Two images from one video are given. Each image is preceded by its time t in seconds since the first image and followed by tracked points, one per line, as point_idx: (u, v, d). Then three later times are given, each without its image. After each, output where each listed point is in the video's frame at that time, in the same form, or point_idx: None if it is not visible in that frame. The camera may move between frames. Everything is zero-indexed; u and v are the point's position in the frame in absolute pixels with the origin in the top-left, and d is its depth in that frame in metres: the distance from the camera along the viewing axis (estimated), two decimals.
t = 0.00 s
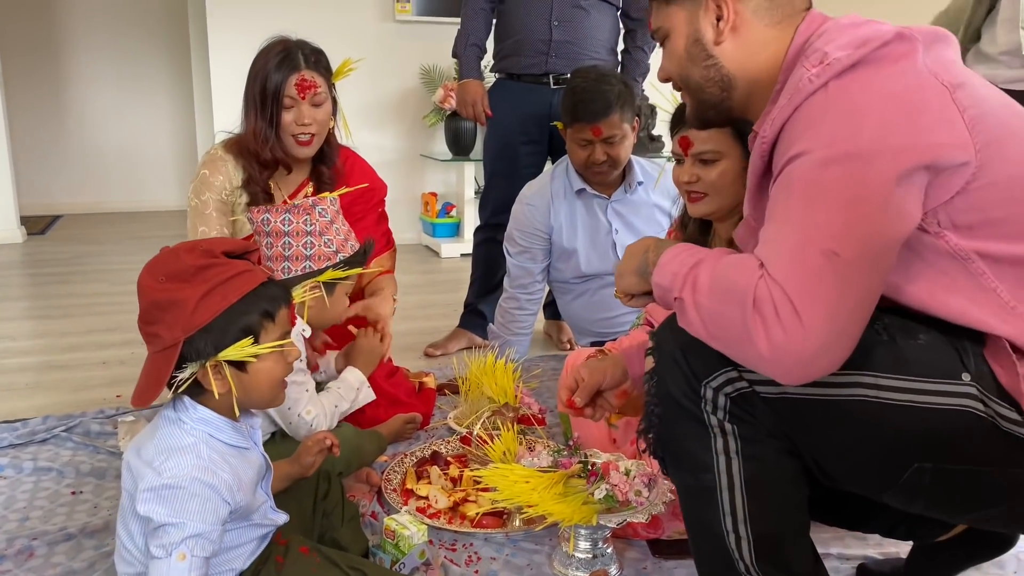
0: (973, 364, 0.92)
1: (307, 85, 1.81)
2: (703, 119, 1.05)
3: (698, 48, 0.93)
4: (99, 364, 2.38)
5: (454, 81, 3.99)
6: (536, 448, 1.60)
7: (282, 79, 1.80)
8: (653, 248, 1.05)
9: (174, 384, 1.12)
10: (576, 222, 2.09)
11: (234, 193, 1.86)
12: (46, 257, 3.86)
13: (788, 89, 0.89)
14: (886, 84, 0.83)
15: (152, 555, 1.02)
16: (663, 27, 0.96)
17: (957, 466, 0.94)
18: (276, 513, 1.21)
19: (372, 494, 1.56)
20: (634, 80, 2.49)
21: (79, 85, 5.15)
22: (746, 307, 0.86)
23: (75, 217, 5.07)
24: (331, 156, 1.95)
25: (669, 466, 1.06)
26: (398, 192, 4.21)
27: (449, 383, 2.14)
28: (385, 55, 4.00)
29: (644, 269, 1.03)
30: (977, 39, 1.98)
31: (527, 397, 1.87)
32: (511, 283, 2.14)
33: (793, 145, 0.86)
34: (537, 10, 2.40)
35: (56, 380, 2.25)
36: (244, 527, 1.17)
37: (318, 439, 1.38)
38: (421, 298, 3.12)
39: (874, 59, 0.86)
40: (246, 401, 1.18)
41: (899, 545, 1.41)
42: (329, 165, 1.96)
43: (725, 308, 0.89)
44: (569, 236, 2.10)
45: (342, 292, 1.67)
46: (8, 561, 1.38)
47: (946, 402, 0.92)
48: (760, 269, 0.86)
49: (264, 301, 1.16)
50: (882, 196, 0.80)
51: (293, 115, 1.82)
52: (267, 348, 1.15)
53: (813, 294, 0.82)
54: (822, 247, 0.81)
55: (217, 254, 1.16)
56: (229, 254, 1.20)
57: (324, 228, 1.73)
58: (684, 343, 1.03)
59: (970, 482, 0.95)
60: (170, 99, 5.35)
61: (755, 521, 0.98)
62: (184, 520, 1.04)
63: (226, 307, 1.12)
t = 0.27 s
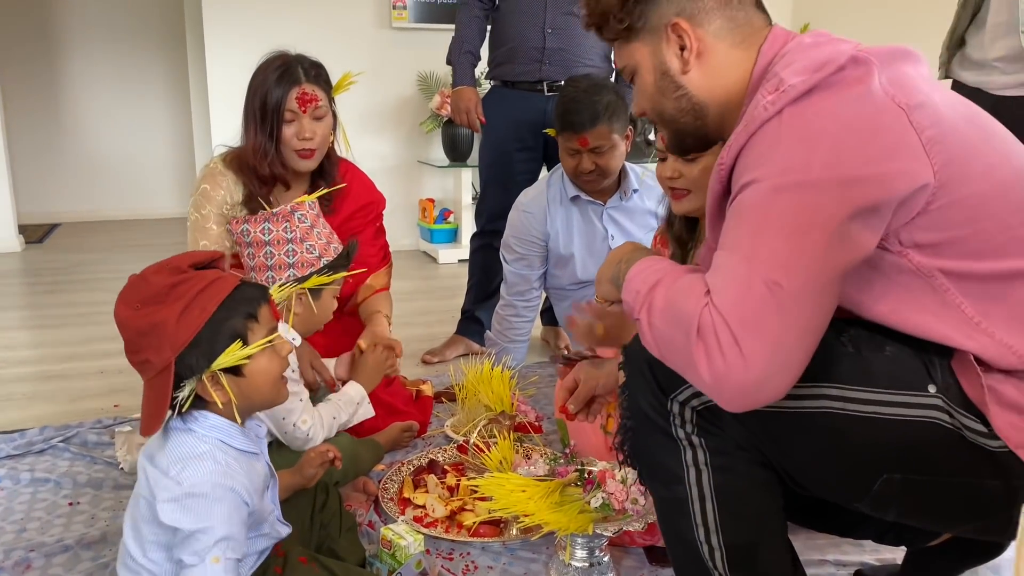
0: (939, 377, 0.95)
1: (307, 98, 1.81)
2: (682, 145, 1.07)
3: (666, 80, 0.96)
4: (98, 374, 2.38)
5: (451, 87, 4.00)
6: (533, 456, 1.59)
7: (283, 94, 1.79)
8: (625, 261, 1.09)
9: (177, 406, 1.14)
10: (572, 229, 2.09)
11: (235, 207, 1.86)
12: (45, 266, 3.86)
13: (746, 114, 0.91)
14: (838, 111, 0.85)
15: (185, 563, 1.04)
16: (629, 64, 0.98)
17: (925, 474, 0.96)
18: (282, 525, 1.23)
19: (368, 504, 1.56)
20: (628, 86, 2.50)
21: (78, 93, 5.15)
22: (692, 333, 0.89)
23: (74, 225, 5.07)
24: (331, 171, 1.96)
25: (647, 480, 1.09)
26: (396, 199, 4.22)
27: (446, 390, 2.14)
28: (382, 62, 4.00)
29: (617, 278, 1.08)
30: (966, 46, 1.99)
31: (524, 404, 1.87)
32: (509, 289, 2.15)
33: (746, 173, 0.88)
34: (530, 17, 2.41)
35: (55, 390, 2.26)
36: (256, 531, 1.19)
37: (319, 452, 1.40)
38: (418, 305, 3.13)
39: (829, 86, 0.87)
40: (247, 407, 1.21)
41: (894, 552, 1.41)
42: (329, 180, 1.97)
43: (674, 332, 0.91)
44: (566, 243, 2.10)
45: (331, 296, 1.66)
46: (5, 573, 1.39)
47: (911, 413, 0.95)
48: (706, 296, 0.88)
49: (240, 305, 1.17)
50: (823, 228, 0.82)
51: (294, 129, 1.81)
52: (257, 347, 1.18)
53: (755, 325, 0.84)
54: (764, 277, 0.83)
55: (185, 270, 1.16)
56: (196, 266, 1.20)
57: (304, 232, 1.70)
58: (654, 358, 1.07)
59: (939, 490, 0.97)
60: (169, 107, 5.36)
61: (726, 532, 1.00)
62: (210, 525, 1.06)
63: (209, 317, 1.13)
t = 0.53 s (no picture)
0: (935, 378, 0.96)
1: (315, 115, 1.83)
2: (672, 158, 1.09)
3: (652, 98, 0.97)
4: (102, 382, 2.39)
5: (450, 94, 4.01)
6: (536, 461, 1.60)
7: (291, 107, 1.82)
8: (618, 268, 1.10)
9: (183, 414, 1.15)
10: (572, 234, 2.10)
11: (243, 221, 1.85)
12: (47, 274, 3.87)
13: (738, 121, 0.92)
14: (828, 115, 0.87)
15: (234, 560, 1.11)
16: (615, 83, 1.00)
17: (924, 475, 0.97)
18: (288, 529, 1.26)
19: (372, 509, 1.57)
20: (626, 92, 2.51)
21: (79, 102, 5.17)
22: (690, 337, 0.89)
23: (76, 234, 5.08)
24: (341, 185, 1.98)
25: (649, 485, 1.10)
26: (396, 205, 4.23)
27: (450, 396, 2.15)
28: (382, 69, 4.02)
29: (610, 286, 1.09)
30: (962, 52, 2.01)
31: (526, 410, 1.88)
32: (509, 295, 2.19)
33: (739, 178, 0.89)
34: (529, 24, 2.42)
35: (59, 398, 2.27)
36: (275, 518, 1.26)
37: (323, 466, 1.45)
38: (420, 311, 3.14)
39: (819, 90, 0.89)
40: (250, 414, 1.22)
41: (896, 554, 1.42)
42: (339, 194, 1.98)
43: (672, 336, 0.92)
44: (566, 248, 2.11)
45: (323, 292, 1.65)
46: None
47: (908, 415, 0.96)
48: (704, 300, 0.89)
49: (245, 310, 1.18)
50: (819, 229, 0.83)
51: (302, 145, 1.83)
52: (267, 354, 1.20)
53: (754, 327, 0.85)
54: (761, 280, 0.84)
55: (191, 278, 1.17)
56: (200, 275, 1.21)
57: (286, 234, 1.63)
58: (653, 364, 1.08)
59: (936, 490, 0.98)
60: (169, 115, 5.37)
61: (726, 536, 1.00)
62: (246, 521, 1.12)
63: (217, 324, 1.14)
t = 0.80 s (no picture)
0: (945, 378, 0.95)
1: (318, 130, 1.82)
2: (670, 163, 1.07)
3: (662, 89, 0.97)
4: (105, 390, 2.39)
5: (452, 100, 4.02)
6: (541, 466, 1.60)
7: (294, 120, 1.81)
8: (625, 271, 1.10)
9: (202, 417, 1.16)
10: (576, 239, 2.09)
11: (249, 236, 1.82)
12: (50, 283, 3.87)
13: (747, 120, 0.92)
14: (839, 112, 0.87)
15: (242, 566, 1.09)
16: (622, 74, 0.99)
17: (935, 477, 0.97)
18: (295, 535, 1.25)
19: (375, 516, 1.57)
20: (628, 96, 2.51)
21: (81, 111, 5.19)
22: (710, 337, 0.89)
23: (78, 242, 5.09)
24: (351, 198, 1.96)
25: (656, 489, 1.09)
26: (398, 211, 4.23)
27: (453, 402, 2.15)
28: (383, 75, 4.03)
29: (617, 289, 1.09)
30: (964, 53, 2.00)
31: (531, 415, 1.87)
32: (513, 299, 2.19)
33: (751, 176, 0.89)
34: (531, 30, 2.43)
35: (62, 406, 2.26)
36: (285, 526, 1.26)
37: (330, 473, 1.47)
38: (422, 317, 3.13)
39: (828, 88, 0.89)
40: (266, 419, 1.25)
41: (904, 557, 1.41)
42: (352, 208, 1.96)
43: (690, 337, 0.92)
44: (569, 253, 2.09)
45: (303, 283, 1.63)
46: None
47: (920, 416, 0.95)
48: (722, 300, 0.88)
49: (262, 315, 1.22)
50: (836, 225, 0.83)
51: (305, 159, 1.82)
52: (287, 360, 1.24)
53: (774, 325, 0.85)
54: (781, 278, 0.84)
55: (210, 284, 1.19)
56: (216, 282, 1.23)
57: (251, 234, 1.62)
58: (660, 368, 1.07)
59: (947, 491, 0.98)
60: (171, 123, 5.39)
61: (736, 541, 1.00)
62: (253, 526, 1.11)
63: (237, 330, 1.17)
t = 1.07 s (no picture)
0: (953, 382, 0.95)
1: (324, 140, 1.80)
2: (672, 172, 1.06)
3: (673, 92, 0.97)
4: (108, 398, 2.39)
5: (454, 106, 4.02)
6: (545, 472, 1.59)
7: (300, 132, 1.80)
8: (632, 275, 1.10)
9: (206, 418, 1.16)
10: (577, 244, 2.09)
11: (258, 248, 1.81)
12: (53, 291, 3.88)
13: (756, 126, 0.92)
14: (848, 119, 0.87)
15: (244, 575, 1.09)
16: (629, 78, 0.98)
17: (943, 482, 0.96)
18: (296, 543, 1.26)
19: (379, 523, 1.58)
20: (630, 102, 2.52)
21: (84, 119, 5.20)
22: (721, 345, 0.89)
23: (81, 251, 5.10)
24: (359, 207, 1.95)
25: (662, 495, 1.09)
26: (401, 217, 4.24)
27: (456, 408, 2.15)
28: (385, 82, 4.04)
29: (624, 294, 1.08)
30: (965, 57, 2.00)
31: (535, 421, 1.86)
32: (515, 305, 2.19)
33: (761, 183, 0.89)
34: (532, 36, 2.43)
35: (66, 414, 2.27)
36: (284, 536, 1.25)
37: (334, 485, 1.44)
38: (425, 324, 3.13)
39: (838, 93, 0.89)
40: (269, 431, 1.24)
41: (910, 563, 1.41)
42: (360, 218, 1.96)
43: (699, 344, 0.91)
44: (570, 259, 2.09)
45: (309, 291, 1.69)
46: None
47: (929, 421, 0.94)
48: (732, 307, 0.88)
49: (280, 328, 1.24)
50: (848, 233, 0.83)
51: (312, 170, 1.81)
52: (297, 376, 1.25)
53: (784, 333, 0.85)
54: (790, 286, 0.84)
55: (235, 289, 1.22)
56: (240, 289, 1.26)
57: (263, 239, 1.63)
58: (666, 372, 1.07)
59: (955, 496, 0.97)
60: (174, 131, 5.40)
61: (744, 547, 1.00)
62: (254, 536, 1.11)
63: (256, 335, 1.19)
